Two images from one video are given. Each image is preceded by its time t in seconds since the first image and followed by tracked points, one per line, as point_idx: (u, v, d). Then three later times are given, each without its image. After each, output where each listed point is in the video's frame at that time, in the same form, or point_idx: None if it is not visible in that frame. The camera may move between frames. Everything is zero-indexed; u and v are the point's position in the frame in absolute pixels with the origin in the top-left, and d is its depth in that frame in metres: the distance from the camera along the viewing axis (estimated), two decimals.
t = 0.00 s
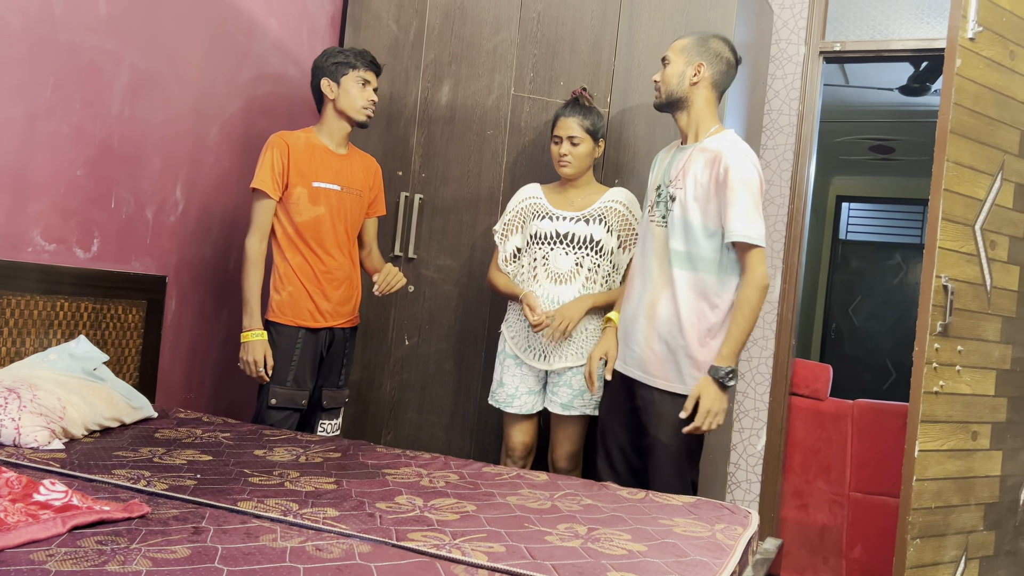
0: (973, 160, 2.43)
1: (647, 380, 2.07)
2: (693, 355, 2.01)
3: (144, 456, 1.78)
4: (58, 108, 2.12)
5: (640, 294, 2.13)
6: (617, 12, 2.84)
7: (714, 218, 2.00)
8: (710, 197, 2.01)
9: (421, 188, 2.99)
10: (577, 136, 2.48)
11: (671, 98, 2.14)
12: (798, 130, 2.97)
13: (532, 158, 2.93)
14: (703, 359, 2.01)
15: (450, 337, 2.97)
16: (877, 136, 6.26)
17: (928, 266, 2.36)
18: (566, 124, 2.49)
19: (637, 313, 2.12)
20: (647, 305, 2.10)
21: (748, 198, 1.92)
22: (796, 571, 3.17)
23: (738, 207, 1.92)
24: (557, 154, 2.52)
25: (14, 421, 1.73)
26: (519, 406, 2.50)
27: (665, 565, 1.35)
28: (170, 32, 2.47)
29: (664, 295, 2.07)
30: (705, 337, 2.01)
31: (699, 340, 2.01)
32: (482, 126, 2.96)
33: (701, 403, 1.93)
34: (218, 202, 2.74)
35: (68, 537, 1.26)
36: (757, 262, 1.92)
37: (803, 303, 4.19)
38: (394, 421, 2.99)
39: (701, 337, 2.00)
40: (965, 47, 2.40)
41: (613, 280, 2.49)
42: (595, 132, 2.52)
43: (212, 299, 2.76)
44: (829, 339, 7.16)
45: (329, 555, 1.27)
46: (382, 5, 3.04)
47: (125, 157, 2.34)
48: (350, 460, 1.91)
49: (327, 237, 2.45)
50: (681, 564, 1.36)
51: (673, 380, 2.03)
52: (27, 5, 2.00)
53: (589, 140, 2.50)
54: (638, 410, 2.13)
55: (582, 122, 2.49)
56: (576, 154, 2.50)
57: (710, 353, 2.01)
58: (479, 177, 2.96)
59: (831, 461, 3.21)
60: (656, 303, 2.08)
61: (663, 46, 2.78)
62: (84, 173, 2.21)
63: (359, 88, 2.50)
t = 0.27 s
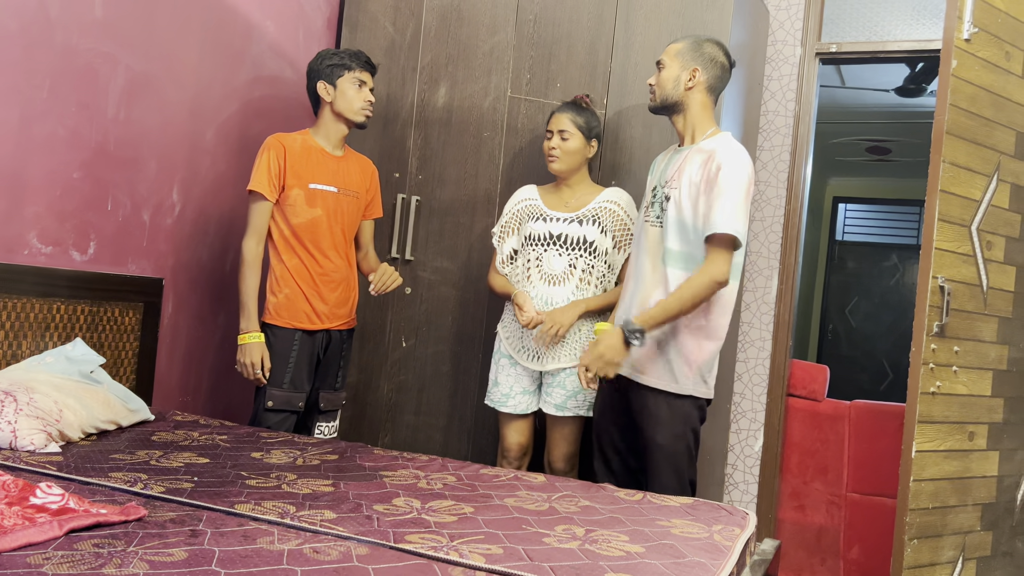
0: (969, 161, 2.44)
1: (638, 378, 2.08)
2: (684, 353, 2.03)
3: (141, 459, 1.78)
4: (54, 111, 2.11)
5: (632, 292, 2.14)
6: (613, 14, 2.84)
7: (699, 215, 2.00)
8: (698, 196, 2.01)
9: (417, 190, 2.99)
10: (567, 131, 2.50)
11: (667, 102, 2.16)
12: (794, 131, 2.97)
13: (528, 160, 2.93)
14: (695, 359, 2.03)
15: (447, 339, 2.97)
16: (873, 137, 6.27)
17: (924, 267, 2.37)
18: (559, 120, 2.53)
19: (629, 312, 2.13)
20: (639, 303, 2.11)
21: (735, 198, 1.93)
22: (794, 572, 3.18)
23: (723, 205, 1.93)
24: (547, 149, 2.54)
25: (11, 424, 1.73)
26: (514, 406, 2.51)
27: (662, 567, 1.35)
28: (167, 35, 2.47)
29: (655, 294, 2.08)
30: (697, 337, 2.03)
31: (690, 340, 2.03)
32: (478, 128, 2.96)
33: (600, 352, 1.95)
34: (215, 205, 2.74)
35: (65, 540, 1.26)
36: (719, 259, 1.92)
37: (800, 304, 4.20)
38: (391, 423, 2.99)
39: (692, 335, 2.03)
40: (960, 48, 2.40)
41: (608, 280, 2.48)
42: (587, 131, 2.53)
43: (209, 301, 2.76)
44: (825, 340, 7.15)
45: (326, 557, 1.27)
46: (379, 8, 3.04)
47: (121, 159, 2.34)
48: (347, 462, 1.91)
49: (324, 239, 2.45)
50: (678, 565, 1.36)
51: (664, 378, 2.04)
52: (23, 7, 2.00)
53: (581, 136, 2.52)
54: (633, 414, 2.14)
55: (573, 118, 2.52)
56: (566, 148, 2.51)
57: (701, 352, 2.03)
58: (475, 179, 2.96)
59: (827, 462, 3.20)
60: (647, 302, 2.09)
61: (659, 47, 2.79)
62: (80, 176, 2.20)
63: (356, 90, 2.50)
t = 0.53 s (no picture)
0: (966, 161, 2.44)
1: (639, 374, 2.10)
2: (681, 340, 2.04)
3: (138, 461, 1.77)
4: (50, 113, 2.11)
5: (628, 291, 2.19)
6: (610, 14, 2.84)
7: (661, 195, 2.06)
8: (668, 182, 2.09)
9: (415, 191, 3.00)
10: (546, 123, 2.55)
11: (656, 102, 2.20)
12: (791, 131, 2.98)
13: (525, 161, 2.93)
14: (692, 342, 2.04)
15: (445, 341, 2.97)
16: (870, 137, 6.28)
17: (921, 267, 2.37)
18: (544, 115, 2.59)
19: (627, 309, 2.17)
20: (635, 300, 2.15)
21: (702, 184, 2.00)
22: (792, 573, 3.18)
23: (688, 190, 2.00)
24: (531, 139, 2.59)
25: (8, 427, 1.72)
26: (502, 404, 2.52)
27: (661, 567, 1.35)
28: (163, 36, 2.46)
29: (649, 287, 2.13)
30: (692, 322, 2.05)
31: (686, 324, 2.05)
32: (475, 129, 2.96)
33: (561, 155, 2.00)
34: (212, 207, 2.74)
35: (63, 543, 1.26)
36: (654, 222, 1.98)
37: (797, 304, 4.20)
38: (389, 424, 2.99)
39: (689, 321, 2.05)
40: (957, 48, 2.41)
41: (591, 281, 2.48)
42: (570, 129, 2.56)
43: (207, 303, 2.76)
44: (823, 340, 7.17)
45: (324, 559, 1.27)
46: (376, 9, 3.05)
47: (118, 161, 2.33)
48: (346, 464, 1.91)
49: (320, 240, 2.45)
50: (677, 565, 1.36)
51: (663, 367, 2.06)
52: (19, 10, 1.99)
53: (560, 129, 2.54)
54: (632, 412, 2.15)
55: (557, 114, 2.56)
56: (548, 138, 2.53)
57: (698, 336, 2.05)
58: (473, 180, 2.96)
59: (825, 462, 3.20)
60: (641, 296, 2.14)
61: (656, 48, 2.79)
62: (77, 178, 2.20)
63: (351, 89, 2.50)
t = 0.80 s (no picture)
0: (963, 160, 2.44)
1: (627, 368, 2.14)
2: (654, 331, 2.07)
3: (137, 462, 1.77)
4: (48, 114, 2.11)
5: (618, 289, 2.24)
6: (607, 14, 2.83)
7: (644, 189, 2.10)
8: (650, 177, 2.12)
9: (413, 192, 3.00)
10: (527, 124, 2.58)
11: (639, 103, 2.23)
12: (789, 130, 2.98)
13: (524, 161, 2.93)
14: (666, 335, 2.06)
15: (444, 341, 2.97)
16: (868, 136, 6.28)
17: (919, 266, 2.37)
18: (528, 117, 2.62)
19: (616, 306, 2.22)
20: (623, 296, 2.20)
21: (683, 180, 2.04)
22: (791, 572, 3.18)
23: (670, 186, 2.03)
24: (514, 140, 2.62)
25: (6, 429, 1.72)
26: (490, 403, 2.56)
27: (660, 567, 1.35)
28: (161, 37, 2.46)
29: (637, 283, 2.17)
30: (668, 315, 2.07)
31: (662, 317, 2.07)
32: (474, 129, 2.96)
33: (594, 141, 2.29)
34: (210, 208, 2.74)
35: (61, 544, 1.25)
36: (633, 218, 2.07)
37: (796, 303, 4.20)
38: (387, 425, 2.98)
39: (663, 312, 2.07)
40: (954, 47, 2.41)
41: (569, 279, 2.49)
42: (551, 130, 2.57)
43: (205, 304, 2.76)
44: (822, 339, 7.17)
45: (323, 560, 1.27)
46: (373, 10, 3.05)
47: (116, 162, 2.33)
48: (344, 465, 1.91)
49: (317, 241, 2.45)
50: (676, 565, 1.36)
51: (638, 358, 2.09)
52: (16, 11, 1.99)
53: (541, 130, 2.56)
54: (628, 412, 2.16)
55: (542, 116, 2.58)
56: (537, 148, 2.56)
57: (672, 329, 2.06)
58: (471, 180, 2.96)
59: (824, 461, 3.20)
60: (629, 291, 2.18)
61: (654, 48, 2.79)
62: (75, 179, 2.20)
63: (344, 88, 2.50)
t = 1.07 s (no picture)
0: (962, 158, 2.44)
1: (625, 369, 2.13)
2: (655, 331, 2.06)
3: (136, 463, 1.77)
4: (46, 115, 2.11)
5: (614, 291, 2.23)
6: (605, 13, 2.83)
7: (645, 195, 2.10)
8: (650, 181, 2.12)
9: (412, 192, 3.00)
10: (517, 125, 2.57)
11: (636, 101, 2.23)
12: (788, 129, 2.98)
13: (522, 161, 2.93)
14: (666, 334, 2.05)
15: (443, 340, 2.97)
16: (866, 135, 6.28)
17: (918, 264, 2.38)
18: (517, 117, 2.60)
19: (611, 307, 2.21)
20: (619, 298, 2.19)
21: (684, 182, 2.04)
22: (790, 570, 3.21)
23: (671, 190, 2.03)
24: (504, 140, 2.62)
25: (5, 429, 1.72)
26: (482, 402, 2.56)
27: (659, 566, 1.35)
28: (159, 38, 2.46)
29: (633, 285, 2.16)
30: (667, 315, 2.07)
31: (662, 316, 2.06)
32: (472, 129, 2.96)
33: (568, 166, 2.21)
34: (208, 208, 2.73)
35: (60, 545, 1.25)
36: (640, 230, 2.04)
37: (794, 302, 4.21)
38: (387, 425, 2.99)
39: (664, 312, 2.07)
40: (952, 46, 2.41)
41: (560, 278, 2.50)
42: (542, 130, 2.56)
43: (203, 305, 2.76)
44: (820, 338, 7.18)
45: (323, 560, 1.27)
46: (371, 10, 3.05)
47: (114, 163, 2.33)
48: (344, 465, 1.91)
49: (314, 241, 2.45)
50: (675, 564, 1.37)
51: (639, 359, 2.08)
52: (13, 12, 1.99)
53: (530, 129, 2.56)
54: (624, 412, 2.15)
55: (530, 116, 2.57)
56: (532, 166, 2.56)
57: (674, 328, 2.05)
58: (469, 180, 2.96)
59: (823, 460, 3.20)
60: (627, 293, 2.18)
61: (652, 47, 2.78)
62: (73, 180, 2.20)
63: (341, 92, 2.49)
